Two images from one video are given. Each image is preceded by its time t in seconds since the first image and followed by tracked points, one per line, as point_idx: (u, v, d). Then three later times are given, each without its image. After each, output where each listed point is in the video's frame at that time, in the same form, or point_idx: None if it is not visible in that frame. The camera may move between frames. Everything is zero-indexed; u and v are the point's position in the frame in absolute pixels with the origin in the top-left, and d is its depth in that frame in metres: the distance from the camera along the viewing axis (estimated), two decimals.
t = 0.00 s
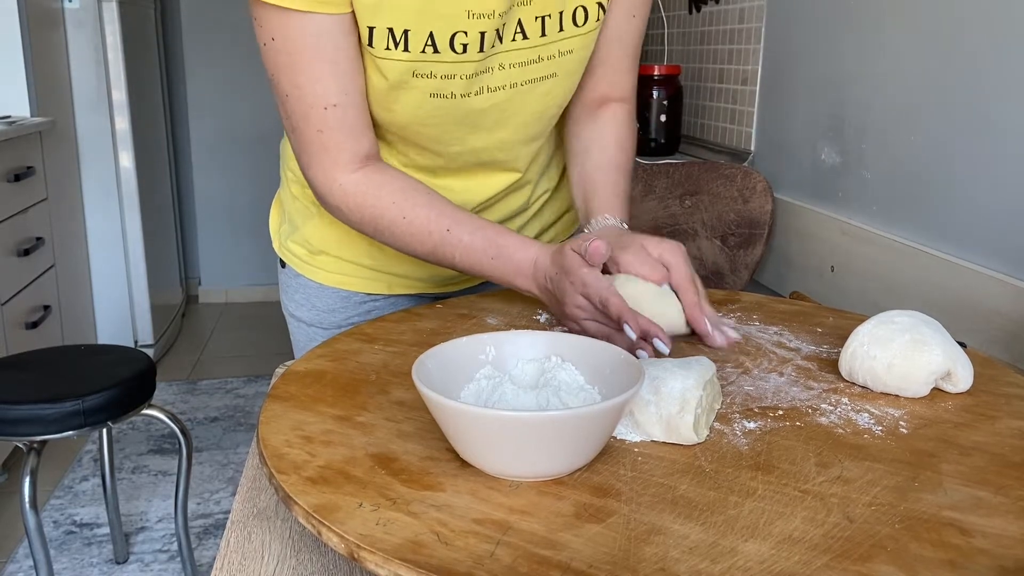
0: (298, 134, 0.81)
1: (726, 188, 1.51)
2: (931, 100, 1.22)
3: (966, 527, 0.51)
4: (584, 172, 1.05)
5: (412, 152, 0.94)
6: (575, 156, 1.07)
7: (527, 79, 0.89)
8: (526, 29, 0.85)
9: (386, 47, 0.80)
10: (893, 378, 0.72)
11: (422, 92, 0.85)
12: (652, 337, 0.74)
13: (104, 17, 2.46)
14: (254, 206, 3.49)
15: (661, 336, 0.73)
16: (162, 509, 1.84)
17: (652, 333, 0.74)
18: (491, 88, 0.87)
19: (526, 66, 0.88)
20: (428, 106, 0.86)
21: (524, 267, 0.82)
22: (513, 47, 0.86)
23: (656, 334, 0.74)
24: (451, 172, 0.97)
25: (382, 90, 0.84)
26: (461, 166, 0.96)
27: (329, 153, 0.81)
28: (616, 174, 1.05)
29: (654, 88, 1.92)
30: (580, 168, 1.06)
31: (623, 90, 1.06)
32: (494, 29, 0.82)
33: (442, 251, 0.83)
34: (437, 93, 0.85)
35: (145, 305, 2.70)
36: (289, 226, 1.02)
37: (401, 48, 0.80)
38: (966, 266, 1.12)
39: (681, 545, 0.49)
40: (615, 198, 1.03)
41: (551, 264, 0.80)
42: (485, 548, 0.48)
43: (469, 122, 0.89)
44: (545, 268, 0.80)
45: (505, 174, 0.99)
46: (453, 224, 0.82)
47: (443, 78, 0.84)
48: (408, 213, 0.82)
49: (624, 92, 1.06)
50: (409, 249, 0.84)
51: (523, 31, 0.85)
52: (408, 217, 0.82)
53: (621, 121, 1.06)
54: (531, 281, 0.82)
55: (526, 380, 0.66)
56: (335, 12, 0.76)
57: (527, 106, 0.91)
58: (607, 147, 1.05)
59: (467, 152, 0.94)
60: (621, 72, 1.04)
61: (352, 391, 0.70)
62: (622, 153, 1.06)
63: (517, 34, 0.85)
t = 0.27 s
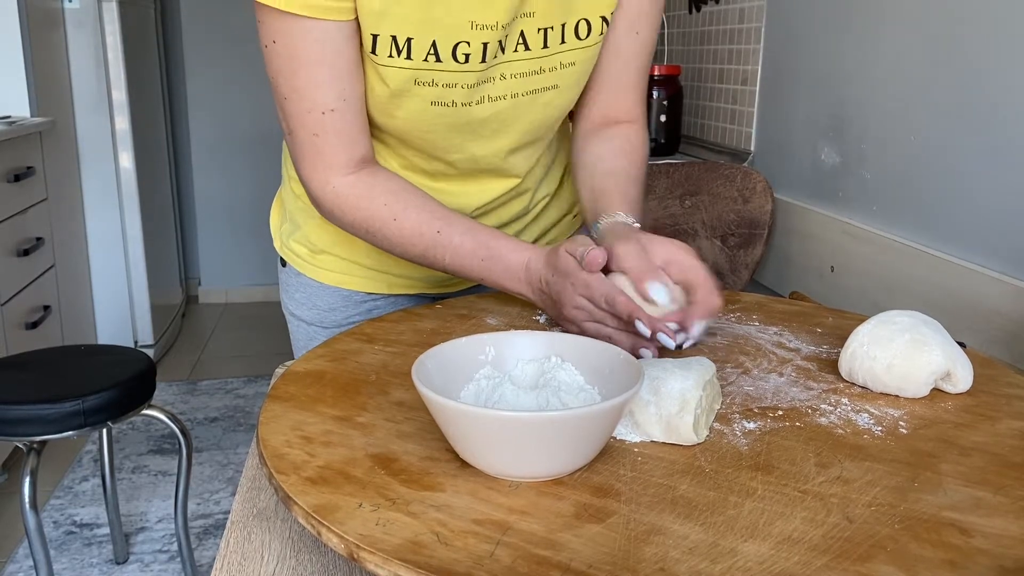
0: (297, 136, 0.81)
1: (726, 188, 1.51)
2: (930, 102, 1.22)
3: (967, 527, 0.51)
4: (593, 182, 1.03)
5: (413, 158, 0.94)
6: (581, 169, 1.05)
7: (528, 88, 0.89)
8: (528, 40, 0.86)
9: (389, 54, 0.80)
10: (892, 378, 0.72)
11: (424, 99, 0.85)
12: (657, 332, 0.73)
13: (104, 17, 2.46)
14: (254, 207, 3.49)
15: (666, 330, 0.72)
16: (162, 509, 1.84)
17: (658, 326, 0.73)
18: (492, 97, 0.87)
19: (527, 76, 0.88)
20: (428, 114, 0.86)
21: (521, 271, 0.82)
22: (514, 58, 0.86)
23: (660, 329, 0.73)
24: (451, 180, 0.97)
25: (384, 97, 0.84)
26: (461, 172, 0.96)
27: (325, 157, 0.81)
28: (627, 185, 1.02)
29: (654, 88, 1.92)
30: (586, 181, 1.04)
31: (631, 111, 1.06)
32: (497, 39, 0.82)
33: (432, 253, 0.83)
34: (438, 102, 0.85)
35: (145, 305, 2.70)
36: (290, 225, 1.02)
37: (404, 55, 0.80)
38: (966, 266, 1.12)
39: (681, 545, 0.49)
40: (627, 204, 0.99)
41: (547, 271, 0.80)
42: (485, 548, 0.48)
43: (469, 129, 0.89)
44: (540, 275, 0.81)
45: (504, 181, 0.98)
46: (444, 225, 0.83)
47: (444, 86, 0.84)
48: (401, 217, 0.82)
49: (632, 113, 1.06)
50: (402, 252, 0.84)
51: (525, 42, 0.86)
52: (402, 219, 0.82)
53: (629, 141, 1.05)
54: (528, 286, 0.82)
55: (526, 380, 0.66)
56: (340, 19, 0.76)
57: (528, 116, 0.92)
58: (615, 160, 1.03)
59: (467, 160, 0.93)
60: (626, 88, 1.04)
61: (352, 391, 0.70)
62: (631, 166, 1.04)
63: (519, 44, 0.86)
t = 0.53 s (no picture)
0: (304, 129, 0.81)
1: (726, 187, 1.51)
2: (930, 103, 1.22)
3: (966, 526, 0.51)
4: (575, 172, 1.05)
5: (416, 150, 0.94)
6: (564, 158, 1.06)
7: (532, 83, 0.89)
8: (536, 36, 0.85)
9: (394, 43, 0.80)
10: (892, 378, 0.72)
11: (428, 90, 0.85)
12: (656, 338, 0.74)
13: (104, 17, 2.46)
14: (254, 207, 3.49)
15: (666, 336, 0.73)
16: (162, 509, 1.84)
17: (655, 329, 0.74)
18: (497, 91, 0.87)
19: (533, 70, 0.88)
20: (432, 104, 0.86)
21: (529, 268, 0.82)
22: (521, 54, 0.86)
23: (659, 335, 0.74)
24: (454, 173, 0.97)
25: (387, 86, 0.84)
26: (464, 166, 0.96)
27: (333, 148, 0.81)
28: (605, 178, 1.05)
29: (654, 88, 1.92)
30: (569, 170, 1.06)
31: (619, 101, 1.07)
32: (503, 31, 0.82)
33: (443, 248, 0.83)
34: (442, 92, 0.85)
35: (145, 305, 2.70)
36: (295, 223, 1.02)
37: (408, 43, 0.80)
38: (966, 266, 1.12)
39: (681, 544, 0.49)
40: (605, 198, 1.03)
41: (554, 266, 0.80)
42: (485, 547, 0.48)
43: (473, 122, 0.89)
44: (547, 271, 0.81)
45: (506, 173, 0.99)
46: (454, 221, 0.83)
47: (448, 75, 0.84)
48: (410, 212, 0.83)
49: (619, 103, 1.07)
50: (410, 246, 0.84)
51: (533, 39, 0.85)
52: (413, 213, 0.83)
53: (613, 134, 1.06)
54: (535, 282, 0.82)
55: (526, 380, 0.66)
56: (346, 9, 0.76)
57: (528, 108, 0.92)
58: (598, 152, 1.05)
59: (470, 153, 0.93)
60: (618, 82, 1.04)
61: (352, 390, 0.70)
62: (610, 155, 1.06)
63: (528, 42, 0.85)
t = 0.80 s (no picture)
0: (301, 128, 0.80)
1: (726, 187, 1.51)
2: (930, 103, 1.22)
3: (966, 526, 0.51)
4: (585, 174, 1.04)
5: (418, 149, 0.94)
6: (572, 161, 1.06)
7: (533, 81, 0.89)
8: (535, 34, 0.85)
9: (396, 41, 0.80)
10: (892, 378, 0.72)
11: (430, 88, 0.85)
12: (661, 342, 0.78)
13: (104, 17, 2.46)
14: (254, 206, 3.49)
15: (669, 341, 0.77)
16: (162, 509, 1.84)
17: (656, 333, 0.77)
18: (499, 89, 0.87)
19: (534, 68, 0.88)
20: (434, 102, 0.86)
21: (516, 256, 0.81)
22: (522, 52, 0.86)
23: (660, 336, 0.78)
24: (453, 171, 0.97)
25: (390, 85, 0.84)
26: (466, 165, 0.96)
27: (331, 147, 0.80)
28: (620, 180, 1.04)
29: (654, 88, 1.92)
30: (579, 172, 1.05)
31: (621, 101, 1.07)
32: (505, 29, 0.82)
33: (435, 242, 0.82)
34: (444, 90, 0.85)
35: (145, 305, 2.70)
36: (297, 223, 1.02)
37: (410, 42, 0.80)
38: (965, 266, 1.12)
39: (681, 544, 0.49)
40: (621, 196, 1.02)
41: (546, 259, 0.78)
42: (485, 547, 0.48)
43: (475, 120, 0.89)
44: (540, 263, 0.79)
45: (508, 174, 0.99)
46: (442, 215, 0.82)
47: (450, 74, 0.84)
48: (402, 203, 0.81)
49: (622, 102, 1.07)
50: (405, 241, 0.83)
51: (532, 35, 0.85)
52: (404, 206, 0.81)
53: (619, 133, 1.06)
54: (526, 268, 0.81)
55: (526, 380, 0.66)
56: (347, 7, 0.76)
57: (530, 108, 0.92)
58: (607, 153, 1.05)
59: (471, 152, 0.93)
60: (619, 81, 1.05)
61: (352, 390, 0.70)
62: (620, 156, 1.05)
63: (527, 38, 0.85)
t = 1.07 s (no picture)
0: (294, 114, 0.80)
1: (726, 188, 1.51)
2: (931, 102, 1.22)
3: (967, 527, 0.51)
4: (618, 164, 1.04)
5: (423, 142, 0.94)
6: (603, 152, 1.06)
7: (539, 72, 0.89)
8: (541, 24, 0.85)
9: (405, 32, 0.80)
10: (893, 378, 0.72)
11: (439, 79, 0.85)
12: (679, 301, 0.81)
13: (104, 17, 2.46)
14: (254, 207, 3.49)
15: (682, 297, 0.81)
16: (162, 509, 1.84)
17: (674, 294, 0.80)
18: (507, 80, 0.87)
19: (540, 60, 0.88)
20: (443, 94, 0.86)
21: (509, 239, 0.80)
22: (528, 40, 0.86)
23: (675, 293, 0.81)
24: (459, 163, 0.96)
25: (398, 77, 0.84)
26: (471, 159, 0.96)
27: (322, 135, 0.80)
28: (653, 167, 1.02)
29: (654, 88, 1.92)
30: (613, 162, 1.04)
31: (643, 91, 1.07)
32: (512, 19, 0.82)
33: (421, 229, 0.82)
34: (453, 81, 0.85)
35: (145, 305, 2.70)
36: (301, 222, 1.02)
37: (419, 33, 0.80)
38: (965, 266, 1.12)
39: (681, 544, 0.49)
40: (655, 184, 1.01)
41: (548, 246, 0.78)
42: (485, 548, 0.48)
43: (483, 112, 0.89)
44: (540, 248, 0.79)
45: (512, 170, 0.99)
46: (427, 202, 0.80)
47: (459, 66, 0.84)
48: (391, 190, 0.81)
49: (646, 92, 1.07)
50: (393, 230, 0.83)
51: (538, 26, 0.85)
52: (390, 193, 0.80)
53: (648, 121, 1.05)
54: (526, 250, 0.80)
55: (526, 380, 0.66)
56: None
57: (537, 100, 0.91)
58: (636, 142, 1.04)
59: (478, 145, 0.93)
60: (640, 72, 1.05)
61: (352, 391, 0.70)
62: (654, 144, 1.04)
63: (532, 28, 0.85)
